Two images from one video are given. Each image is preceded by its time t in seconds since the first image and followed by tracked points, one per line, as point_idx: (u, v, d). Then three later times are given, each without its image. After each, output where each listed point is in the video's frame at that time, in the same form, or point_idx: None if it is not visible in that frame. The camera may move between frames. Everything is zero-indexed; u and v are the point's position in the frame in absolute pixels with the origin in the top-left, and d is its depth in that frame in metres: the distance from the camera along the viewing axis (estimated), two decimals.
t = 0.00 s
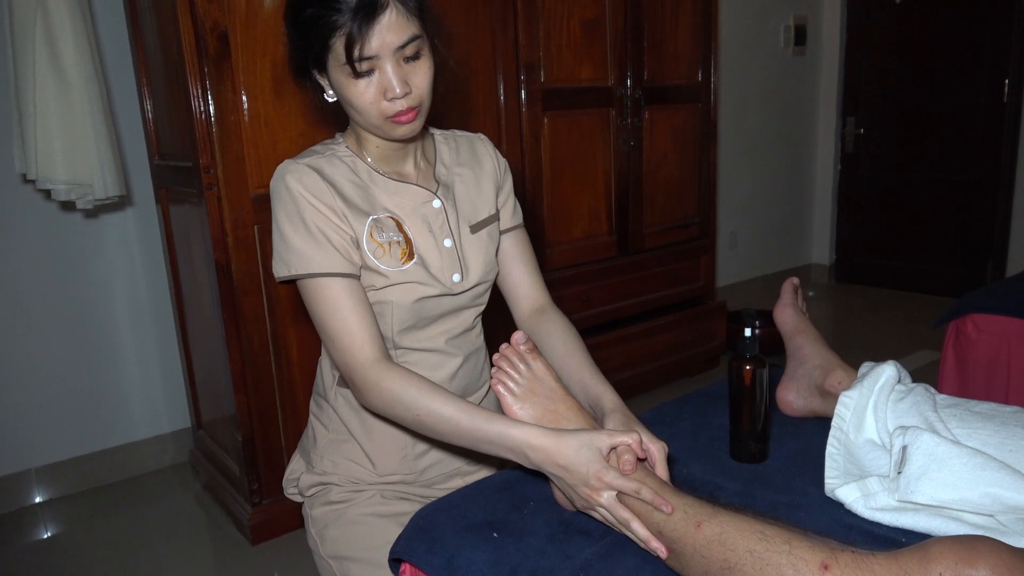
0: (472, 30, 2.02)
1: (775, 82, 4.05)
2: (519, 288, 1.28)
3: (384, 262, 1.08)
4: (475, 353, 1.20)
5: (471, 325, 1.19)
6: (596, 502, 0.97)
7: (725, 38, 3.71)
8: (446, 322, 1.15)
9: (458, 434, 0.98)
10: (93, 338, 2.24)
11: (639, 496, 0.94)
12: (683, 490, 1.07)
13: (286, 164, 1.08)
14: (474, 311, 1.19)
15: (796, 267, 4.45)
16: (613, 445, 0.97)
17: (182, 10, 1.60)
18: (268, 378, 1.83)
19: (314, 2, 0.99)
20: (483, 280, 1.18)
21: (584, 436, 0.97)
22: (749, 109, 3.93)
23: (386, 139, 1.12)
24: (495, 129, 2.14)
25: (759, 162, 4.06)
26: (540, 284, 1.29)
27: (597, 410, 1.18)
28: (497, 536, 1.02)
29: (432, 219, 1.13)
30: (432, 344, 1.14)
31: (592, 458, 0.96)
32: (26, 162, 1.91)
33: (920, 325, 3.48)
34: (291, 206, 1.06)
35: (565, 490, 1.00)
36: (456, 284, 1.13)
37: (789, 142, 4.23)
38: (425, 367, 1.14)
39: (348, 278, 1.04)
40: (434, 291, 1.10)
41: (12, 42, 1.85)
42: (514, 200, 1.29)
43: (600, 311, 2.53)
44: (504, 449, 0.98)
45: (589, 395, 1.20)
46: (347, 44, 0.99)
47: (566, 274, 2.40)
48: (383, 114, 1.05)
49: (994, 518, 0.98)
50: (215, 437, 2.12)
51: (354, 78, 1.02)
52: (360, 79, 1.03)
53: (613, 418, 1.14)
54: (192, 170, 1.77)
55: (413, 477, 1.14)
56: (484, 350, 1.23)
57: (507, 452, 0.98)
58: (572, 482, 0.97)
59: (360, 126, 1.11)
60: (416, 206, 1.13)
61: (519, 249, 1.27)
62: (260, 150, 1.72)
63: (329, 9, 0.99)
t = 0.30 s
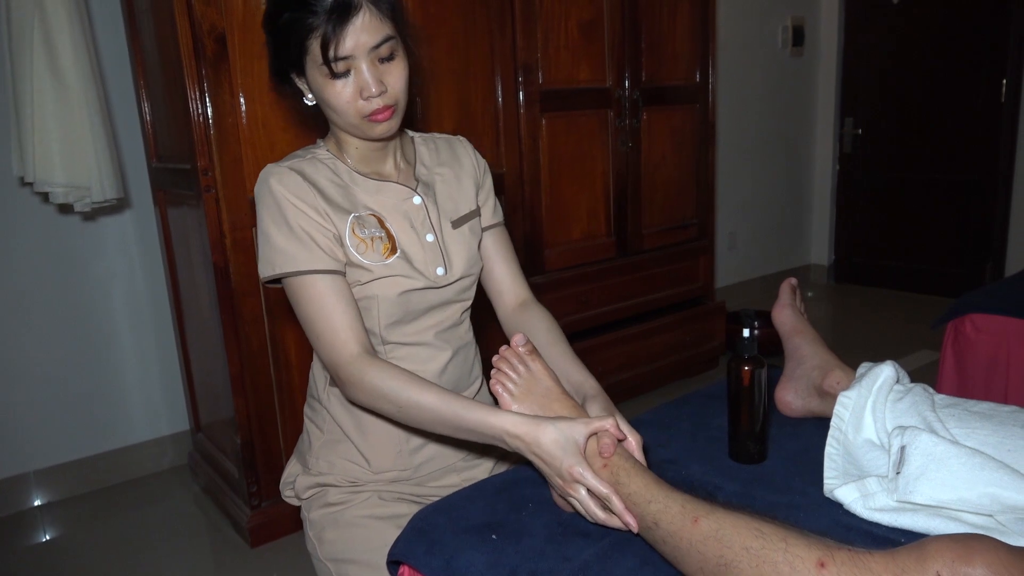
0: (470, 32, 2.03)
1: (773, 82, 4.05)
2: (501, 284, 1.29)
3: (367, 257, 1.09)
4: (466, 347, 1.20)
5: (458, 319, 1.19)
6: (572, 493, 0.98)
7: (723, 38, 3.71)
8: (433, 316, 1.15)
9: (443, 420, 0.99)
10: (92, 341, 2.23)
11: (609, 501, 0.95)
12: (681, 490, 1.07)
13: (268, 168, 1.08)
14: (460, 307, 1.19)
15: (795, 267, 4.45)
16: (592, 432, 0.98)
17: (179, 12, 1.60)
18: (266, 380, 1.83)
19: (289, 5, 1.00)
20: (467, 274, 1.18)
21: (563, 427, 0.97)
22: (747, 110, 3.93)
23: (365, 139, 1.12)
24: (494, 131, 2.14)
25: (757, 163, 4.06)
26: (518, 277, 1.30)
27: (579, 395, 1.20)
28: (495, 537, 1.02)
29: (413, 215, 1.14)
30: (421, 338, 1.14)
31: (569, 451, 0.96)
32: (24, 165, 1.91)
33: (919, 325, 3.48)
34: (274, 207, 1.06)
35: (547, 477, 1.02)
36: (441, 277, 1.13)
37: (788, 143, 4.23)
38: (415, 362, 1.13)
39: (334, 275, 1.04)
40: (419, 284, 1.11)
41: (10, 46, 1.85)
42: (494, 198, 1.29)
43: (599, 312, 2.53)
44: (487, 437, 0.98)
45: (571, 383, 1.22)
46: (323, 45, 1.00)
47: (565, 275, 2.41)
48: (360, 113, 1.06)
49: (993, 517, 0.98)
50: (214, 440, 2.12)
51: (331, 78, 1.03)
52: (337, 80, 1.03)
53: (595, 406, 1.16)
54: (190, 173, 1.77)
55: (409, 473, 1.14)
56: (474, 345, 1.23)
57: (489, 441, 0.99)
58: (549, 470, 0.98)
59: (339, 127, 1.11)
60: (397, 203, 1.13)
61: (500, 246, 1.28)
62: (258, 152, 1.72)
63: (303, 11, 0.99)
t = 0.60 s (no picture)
0: (469, 33, 2.03)
1: (772, 84, 4.05)
2: (491, 283, 1.30)
3: (359, 255, 1.09)
4: (460, 345, 1.20)
5: (451, 317, 1.19)
6: (551, 475, 1.00)
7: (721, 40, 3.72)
8: (426, 314, 1.16)
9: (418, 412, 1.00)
10: (91, 343, 2.23)
11: (588, 485, 0.99)
12: (680, 491, 1.07)
13: (260, 170, 1.08)
14: (453, 305, 1.19)
15: (795, 268, 4.46)
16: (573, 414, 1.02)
17: (179, 15, 1.60)
18: (266, 382, 1.83)
19: (282, 8, 1.00)
20: (459, 273, 1.18)
21: (546, 410, 1.00)
22: (746, 111, 3.94)
23: (356, 141, 1.12)
24: (493, 132, 2.15)
25: (756, 163, 4.07)
26: (508, 277, 1.31)
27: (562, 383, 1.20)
28: (495, 538, 1.02)
29: (405, 215, 1.14)
30: (415, 337, 1.14)
31: (552, 433, 0.99)
32: (22, 168, 1.91)
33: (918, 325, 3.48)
34: (264, 210, 1.06)
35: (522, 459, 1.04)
36: (433, 275, 1.13)
37: (787, 144, 4.24)
38: (408, 360, 1.13)
39: (324, 276, 1.04)
40: (412, 281, 1.11)
41: (9, 49, 1.85)
42: (484, 200, 1.30)
43: (599, 313, 2.53)
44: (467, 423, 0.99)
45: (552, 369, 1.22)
46: (317, 48, 1.00)
47: (565, 276, 2.41)
48: (353, 115, 1.06)
49: (993, 517, 0.98)
50: (213, 441, 2.12)
51: (324, 81, 1.03)
52: (331, 82, 1.03)
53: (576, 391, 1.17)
54: (189, 175, 1.77)
55: (408, 472, 1.14)
56: (468, 343, 1.24)
57: (470, 427, 1.00)
58: (530, 453, 1.00)
59: (331, 129, 1.11)
60: (388, 203, 1.13)
61: (489, 247, 1.29)
62: (257, 154, 1.72)
63: (297, 14, 0.99)
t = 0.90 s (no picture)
0: (469, 33, 2.03)
1: (771, 84, 4.06)
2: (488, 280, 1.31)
3: (361, 254, 1.09)
4: (461, 346, 1.21)
5: (453, 318, 1.19)
6: (532, 458, 1.01)
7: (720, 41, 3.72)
8: (429, 314, 1.16)
9: (401, 407, 1.00)
10: (90, 343, 2.23)
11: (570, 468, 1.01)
12: (681, 491, 1.06)
13: (264, 166, 1.08)
14: (454, 305, 1.19)
15: (794, 268, 4.46)
16: (554, 397, 1.03)
17: (179, 15, 1.60)
18: (265, 382, 1.83)
19: (299, 6, 1.00)
20: (461, 272, 1.18)
21: (527, 396, 1.01)
22: (745, 112, 3.94)
23: (363, 140, 1.12)
24: (493, 132, 2.15)
25: (755, 164, 4.07)
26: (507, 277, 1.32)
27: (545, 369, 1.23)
28: (495, 538, 1.02)
29: (407, 213, 1.14)
30: (416, 337, 1.14)
31: (534, 418, 1.00)
32: (22, 169, 1.91)
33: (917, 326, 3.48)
34: (266, 207, 1.05)
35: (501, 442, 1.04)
36: (435, 274, 1.13)
37: (786, 144, 4.24)
38: (410, 360, 1.13)
39: (320, 279, 1.04)
40: (415, 281, 1.11)
41: (8, 49, 1.85)
42: (486, 201, 1.31)
43: (598, 313, 2.53)
44: (449, 412, 0.99)
45: (532, 353, 1.25)
46: (332, 46, 1.00)
47: (565, 276, 2.41)
48: (363, 115, 1.06)
49: (992, 518, 0.98)
50: (213, 442, 2.12)
51: (337, 79, 1.03)
52: (343, 81, 1.03)
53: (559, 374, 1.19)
54: (188, 175, 1.77)
55: (408, 473, 1.14)
56: (469, 343, 1.24)
57: (451, 416, 1.00)
58: (510, 437, 1.01)
59: (339, 128, 1.11)
60: (392, 202, 1.14)
61: (489, 248, 1.30)
62: (257, 155, 1.72)
63: (312, 12, 0.99)
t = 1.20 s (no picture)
0: (469, 34, 2.03)
1: (771, 85, 4.06)
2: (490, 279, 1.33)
3: (370, 253, 1.09)
4: (467, 349, 1.21)
5: (461, 320, 1.20)
6: (512, 433, 0.99)
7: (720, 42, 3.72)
8: (436, 317, 1.16)
9: (383, 399, 0.99)
10: (90, 343, 2.23)
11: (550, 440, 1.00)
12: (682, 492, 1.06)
13: (277, 159, 1.08)
14: (463, 307, 1.19)
15: (793, 269, 4.46)
16: (534, 378, 1.05)
17: (179, 16, 1.60)
18: (264, 381, 1.83)
19: None
20: (470, 274, 1.18)
21: (506, 374, 1.01)
22: (745, 113, 3.95)
23: (379, 136, 1.12)
24: (493, 132, 2.15)
25: (755, 164, 4.07)
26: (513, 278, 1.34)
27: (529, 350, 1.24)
28: (495, 538, 1.02)
29: (419, 212, 1.14)
30: (422, 339, 1.14)
31: (514, 392, 0.99)
32: (22, 168, 1.91)
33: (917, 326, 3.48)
34: (275, 201, 1.05)
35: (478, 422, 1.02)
36: (444, 275, 1.13)
37: (786, 145, 4.24)
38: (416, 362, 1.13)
39: (315, 280, 1.05)
40: (424, 282, 1.11)
41: (8, 49, 1.85)
42: (497, 201, 1.31)
43: (598, 313, 2.53)
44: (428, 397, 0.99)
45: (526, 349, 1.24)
46: (357, 34, 1.00)
47: (564, 276, 2.41)
48: (383, 108, 1.06)
49: (993, 518, 0.98)
50: (212, 442, 2.12)
51: (359, 69, 1.03)
52: (365, 71, 1.03)
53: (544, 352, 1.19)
54: (188, 175, 1.77)
55: (410, 476, 1.14)
56: (475, 346, 1.24)
57: (431, 398, 0.99)
58: (489, 413, 0.99)
59: (357, 122, 1.11)
60: (403, 199, 1.13)
61: (499, 250, 1.32)
62: (256, 154, 1.72)
63: None
